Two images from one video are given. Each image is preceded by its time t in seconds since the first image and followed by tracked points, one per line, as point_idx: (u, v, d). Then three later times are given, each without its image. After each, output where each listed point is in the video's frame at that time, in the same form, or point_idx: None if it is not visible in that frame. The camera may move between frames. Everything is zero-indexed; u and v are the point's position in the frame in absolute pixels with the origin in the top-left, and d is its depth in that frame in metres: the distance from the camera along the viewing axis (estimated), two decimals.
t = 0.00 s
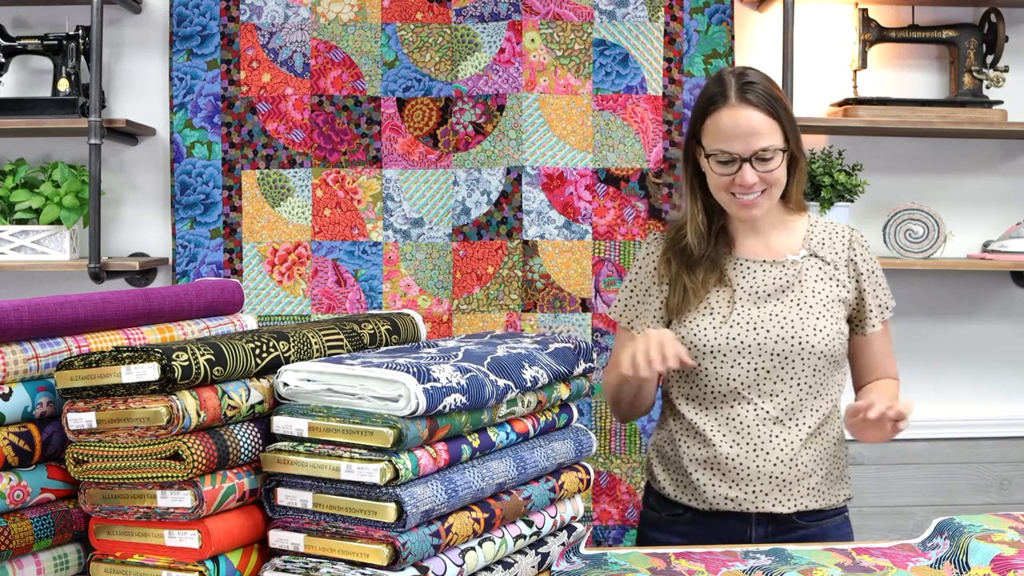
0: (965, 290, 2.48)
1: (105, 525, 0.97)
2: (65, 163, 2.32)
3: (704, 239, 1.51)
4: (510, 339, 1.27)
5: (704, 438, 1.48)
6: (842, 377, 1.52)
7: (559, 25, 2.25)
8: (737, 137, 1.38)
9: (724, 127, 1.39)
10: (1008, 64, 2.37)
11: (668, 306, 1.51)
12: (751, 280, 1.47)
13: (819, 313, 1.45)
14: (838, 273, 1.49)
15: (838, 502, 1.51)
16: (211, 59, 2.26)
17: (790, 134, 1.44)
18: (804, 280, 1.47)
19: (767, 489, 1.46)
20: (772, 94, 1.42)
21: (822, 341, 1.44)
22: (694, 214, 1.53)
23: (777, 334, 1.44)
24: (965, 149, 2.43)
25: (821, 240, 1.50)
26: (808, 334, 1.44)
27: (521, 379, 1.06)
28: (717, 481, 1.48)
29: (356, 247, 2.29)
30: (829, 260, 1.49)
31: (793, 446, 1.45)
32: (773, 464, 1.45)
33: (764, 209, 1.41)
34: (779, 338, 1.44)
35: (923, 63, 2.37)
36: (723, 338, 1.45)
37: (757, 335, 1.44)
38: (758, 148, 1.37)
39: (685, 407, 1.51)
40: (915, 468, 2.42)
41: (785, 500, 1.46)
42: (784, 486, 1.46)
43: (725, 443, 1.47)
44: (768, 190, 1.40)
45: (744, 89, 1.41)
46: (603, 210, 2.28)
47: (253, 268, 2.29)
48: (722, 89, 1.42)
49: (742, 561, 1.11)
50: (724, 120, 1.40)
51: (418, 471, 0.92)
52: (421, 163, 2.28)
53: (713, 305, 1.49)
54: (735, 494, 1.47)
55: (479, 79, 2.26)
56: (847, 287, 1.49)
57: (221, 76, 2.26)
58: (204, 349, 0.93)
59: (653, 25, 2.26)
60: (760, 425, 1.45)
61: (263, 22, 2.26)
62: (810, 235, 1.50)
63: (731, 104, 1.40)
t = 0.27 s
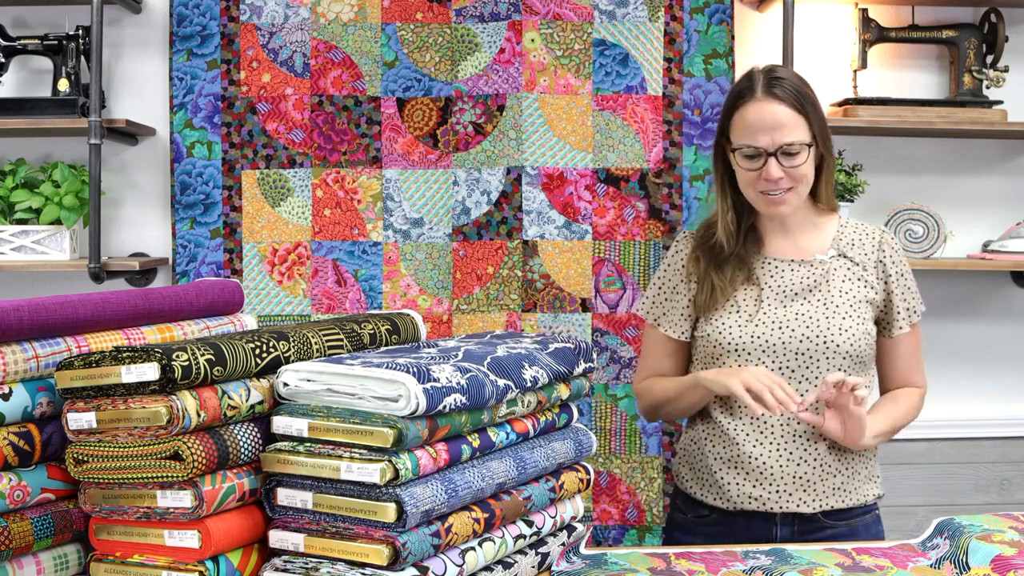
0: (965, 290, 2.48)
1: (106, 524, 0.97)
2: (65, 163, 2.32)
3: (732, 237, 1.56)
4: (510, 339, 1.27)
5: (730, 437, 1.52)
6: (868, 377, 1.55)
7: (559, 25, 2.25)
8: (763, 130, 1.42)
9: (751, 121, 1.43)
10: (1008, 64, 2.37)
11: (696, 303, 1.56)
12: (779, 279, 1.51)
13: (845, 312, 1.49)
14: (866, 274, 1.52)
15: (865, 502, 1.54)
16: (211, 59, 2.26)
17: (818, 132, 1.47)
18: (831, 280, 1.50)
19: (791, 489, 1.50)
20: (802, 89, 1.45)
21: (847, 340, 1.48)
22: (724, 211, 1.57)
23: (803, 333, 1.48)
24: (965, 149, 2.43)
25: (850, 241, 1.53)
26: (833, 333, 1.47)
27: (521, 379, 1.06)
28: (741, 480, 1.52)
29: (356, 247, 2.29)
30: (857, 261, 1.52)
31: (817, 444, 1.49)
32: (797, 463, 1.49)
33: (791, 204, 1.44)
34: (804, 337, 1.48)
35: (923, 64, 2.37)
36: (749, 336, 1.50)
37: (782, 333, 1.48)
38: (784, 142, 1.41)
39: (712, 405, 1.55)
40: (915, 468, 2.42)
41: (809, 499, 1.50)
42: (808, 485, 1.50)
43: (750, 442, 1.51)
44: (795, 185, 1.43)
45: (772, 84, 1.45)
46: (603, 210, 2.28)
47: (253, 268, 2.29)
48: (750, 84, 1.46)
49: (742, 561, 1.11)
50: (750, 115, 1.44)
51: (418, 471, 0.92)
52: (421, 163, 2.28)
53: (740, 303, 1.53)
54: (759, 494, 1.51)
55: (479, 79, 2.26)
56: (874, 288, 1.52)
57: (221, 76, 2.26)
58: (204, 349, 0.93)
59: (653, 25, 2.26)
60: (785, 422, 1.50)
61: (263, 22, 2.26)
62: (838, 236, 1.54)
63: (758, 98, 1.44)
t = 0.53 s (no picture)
0: (965, 290, 2.48)
1: (106, 524, 0.97)
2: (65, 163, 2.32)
3: (753, 237, 1.58)
4: (510, 339, 1.27)
5: (749, 437, 1.53)
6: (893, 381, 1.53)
7: (559, 25, 2.25)
8: (782, 123, 1.45)
9: (770, 115, 1.47)
10: (1008, 64, 2.37)
11: (718, 304, 1.59)
12: (799, 279, 1.52)
13: (864, 312, 1.48)
14: (889, 274, 1.50)
15: (888, 509, 1.52)
16: (211, 59, 2.26)
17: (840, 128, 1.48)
18: (852, 280, 1.50)
19: (809, 491, 1.50)
20: (825, 86, 1.48)
21: (866, 340, 1.47)
22: (746, 210, 1.59)
23: (820, 333, 1.48)
24: (965, 149, 2.43)
25: (874, 242, 1.52)
26: (852, 332, 1.47)
27: (521, 379, 1.06)
28: (759, 481, 1.52)
29: (356, 247, 2.29)
30: (880, 261, 1.50)
31: (835, 447, 1.49)
32: (815, 465, 1.49)
33: (809, 198, 1.45)
34: (821, 336, 1.48)
35: (923, 63, 2.37)
36: (767, 335, 1.51)
37: (800, 333, 1.49)
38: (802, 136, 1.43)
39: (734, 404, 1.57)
40: (914, 468, 2.42)
41: (827, 503, 1.50)
42: (825, 488, 1.50)
43: (768, 442, 1.51)
44: (813, 179, 1.44)
45: (793, 79, 1.48)
46: (603, 210, 2.28)
47: (253, 268, 2.29)
48: (772, 79, 1.50)
49: (742, 561, 1.11)
50: (770, 109, 1.47)
51: (418, 471, 0.92)
52: (421, 163, 2.28)
53: (760, 303, 1.55)
54: (776, 495, 1.51)
55: (479, 79, 2.26)
56: (898, 289, 1.50)
57: (221, 76, 2.26)
58: (204, 349, 0.93)
59: (653, 25, 2.26)
60: (803, 423, 1.50)
61: (263, 22, 2.26)
62: (862, 236, 1.53)
63: (778, 92, 1.47)
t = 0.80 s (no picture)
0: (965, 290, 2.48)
1: (106, 525, 0.97)
2: (65, 163, 2.32)
3: (771, 238, 1.59)
4: (510, 338, 1.27)
5: (762, 437, 1.54)
6: (910, 384, 1.51)
7: (559, 25, 2.25)
8: (804, 109, 1.47)
9: (792, 105, 1.49)
10: (1008, 64, 2.37)
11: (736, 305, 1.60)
12: (814, 281, 1.52)
13: (878, 314, 1.46)
14: (905, 276, 1.48)
15: (904, 514, 1.50)
16: (211, 59, 2.26)
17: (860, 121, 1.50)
18: (866, 281, 1.48)
19: (820, 493, 1.50)
20: (845, 81, 1.50)
21: (878, 342, 1.45)
22: (765, 210, 1.61)
23: (832, 334, 1.47)
24: (965, 149, 2.43)
25: (890, 243, 1.50)
26: (864, 334, 1.45)
27: (521, 379, 1.06)
28: (771, 481, 1.53)
29: (356, 247, 2.29)
30: (896, 263, 1.49)
31: (846, 449, 1.48)
32: (826, 467, 1.49)
33: (832, 187, 1.46)
34: (833, 337, 1.47)
35: (924, 64, 2.37)
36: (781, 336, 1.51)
37: (813, 334, 1.49)
38: (824, 123, 1.45)
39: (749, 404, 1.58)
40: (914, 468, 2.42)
41: (839, 504, 1.49)
42: (837, 490, 1.49)
43: (781, 442, 1.52)
44: (834, 168, 1.45)
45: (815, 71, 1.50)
46: (603, 210, 2.28)
47: (253, 268, 2.29)
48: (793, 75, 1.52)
49: (742, 561, 1.11)
50: (792, 100, 1.49)
51: (418, 471, 0.92)
52: (421, 163, 2.28)
53: (776, 304, 1.55)
54: (788, 495, 1.52)
55: (479, 79, 2.26)
56: (914, 291, 1.48)
57: (221, 76, 2.26)
58: (204, 349, 0.93)
59: (653, 25, 2.26)
60: (815, 425, 1.49)
61: (263, 22, 2.26)
62: (879, 237, 1.52)
63: (800, 83, 1.50)
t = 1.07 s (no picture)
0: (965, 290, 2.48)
1: (105, 525, 0.97)
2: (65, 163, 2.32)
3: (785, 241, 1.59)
4: (510, 339, 1.27)
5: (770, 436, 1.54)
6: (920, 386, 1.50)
7: (559, 24, 2.25)
8: (816, 115, 1.47)
9: (803, 110, 1.49)
10: (1008, 64, 2.37)
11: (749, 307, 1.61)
12: (826, 282, 1.52)
13: (888, 315, 1.46)
14: (916, 278, 1.48)
15: (909, 516, 1.49)
16: (211, 59, 2.26)
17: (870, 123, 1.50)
18: (877, 282, 1.48)
19: (826, 493, 1.50)
20: (853, 84, 1.51)
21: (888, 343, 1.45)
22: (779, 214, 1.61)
23: (842, 334, 1.47)
24: (965, 149, 2.43)
25: (903, 245, 1.50)
26: (873, 335, 1.45)
27: (521, 379, 1.06)
28: (778, 480, 1.53)
29: (356, 247, 2.29)
30: (908, 265, 1.48)
31: (854, 450, 1.48)
32: (832, 467, 1.49)
33: (850, 191, 1.45)
34: (843, 338, 1.47)
35: (924, 64, 2.37)
36: (791, 337, 1.52)
37: (823, 334, 1.49)
38: (837, 126, 1.45)
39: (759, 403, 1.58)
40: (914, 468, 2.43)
41: (844, 505, 1.49)
42: (842, 490, 1.49)
43: (789, 442, 1.52)
44: (851, 170, 1.45)
45: (822, 75, 1.51)
46: (603, 210, 2.28)
47: (253, 268, 2.29)
48: (800, 80, 1.53)
49: (742, 561, 1.11)
50: (802, 105, 1.49)
51: (418, 471, 0.92)
52: (421, 163, 2.28)
53: (788, 305, 1.55)
54: (794, 495, 1.52)
55: (479, 79, 2.26)
56: (926, 293, 1.47)
57: (221, 76, 2.26)
58: (204, 349, 0.93)
59: (653, 25, 2.26)
60: (824, 425, 1.49)
61: (263, 22, 2.26)
62: (892, 239, 1.51)
63: (808, 88, 1.51)
